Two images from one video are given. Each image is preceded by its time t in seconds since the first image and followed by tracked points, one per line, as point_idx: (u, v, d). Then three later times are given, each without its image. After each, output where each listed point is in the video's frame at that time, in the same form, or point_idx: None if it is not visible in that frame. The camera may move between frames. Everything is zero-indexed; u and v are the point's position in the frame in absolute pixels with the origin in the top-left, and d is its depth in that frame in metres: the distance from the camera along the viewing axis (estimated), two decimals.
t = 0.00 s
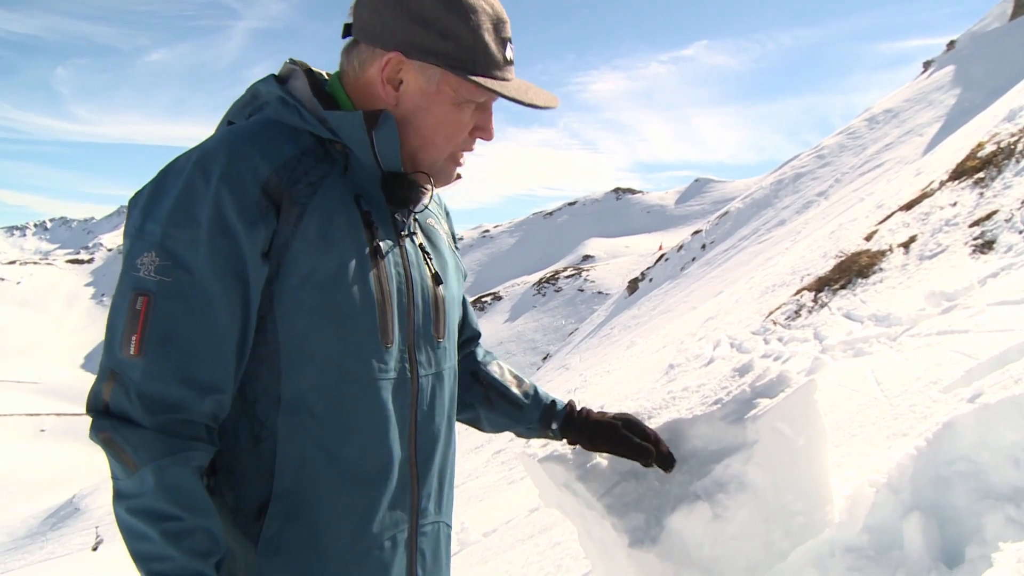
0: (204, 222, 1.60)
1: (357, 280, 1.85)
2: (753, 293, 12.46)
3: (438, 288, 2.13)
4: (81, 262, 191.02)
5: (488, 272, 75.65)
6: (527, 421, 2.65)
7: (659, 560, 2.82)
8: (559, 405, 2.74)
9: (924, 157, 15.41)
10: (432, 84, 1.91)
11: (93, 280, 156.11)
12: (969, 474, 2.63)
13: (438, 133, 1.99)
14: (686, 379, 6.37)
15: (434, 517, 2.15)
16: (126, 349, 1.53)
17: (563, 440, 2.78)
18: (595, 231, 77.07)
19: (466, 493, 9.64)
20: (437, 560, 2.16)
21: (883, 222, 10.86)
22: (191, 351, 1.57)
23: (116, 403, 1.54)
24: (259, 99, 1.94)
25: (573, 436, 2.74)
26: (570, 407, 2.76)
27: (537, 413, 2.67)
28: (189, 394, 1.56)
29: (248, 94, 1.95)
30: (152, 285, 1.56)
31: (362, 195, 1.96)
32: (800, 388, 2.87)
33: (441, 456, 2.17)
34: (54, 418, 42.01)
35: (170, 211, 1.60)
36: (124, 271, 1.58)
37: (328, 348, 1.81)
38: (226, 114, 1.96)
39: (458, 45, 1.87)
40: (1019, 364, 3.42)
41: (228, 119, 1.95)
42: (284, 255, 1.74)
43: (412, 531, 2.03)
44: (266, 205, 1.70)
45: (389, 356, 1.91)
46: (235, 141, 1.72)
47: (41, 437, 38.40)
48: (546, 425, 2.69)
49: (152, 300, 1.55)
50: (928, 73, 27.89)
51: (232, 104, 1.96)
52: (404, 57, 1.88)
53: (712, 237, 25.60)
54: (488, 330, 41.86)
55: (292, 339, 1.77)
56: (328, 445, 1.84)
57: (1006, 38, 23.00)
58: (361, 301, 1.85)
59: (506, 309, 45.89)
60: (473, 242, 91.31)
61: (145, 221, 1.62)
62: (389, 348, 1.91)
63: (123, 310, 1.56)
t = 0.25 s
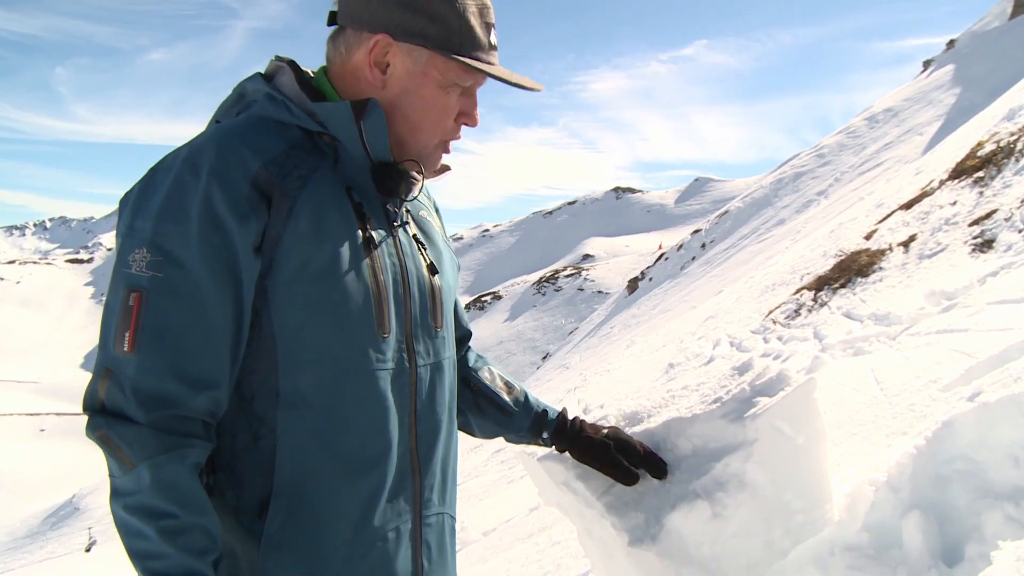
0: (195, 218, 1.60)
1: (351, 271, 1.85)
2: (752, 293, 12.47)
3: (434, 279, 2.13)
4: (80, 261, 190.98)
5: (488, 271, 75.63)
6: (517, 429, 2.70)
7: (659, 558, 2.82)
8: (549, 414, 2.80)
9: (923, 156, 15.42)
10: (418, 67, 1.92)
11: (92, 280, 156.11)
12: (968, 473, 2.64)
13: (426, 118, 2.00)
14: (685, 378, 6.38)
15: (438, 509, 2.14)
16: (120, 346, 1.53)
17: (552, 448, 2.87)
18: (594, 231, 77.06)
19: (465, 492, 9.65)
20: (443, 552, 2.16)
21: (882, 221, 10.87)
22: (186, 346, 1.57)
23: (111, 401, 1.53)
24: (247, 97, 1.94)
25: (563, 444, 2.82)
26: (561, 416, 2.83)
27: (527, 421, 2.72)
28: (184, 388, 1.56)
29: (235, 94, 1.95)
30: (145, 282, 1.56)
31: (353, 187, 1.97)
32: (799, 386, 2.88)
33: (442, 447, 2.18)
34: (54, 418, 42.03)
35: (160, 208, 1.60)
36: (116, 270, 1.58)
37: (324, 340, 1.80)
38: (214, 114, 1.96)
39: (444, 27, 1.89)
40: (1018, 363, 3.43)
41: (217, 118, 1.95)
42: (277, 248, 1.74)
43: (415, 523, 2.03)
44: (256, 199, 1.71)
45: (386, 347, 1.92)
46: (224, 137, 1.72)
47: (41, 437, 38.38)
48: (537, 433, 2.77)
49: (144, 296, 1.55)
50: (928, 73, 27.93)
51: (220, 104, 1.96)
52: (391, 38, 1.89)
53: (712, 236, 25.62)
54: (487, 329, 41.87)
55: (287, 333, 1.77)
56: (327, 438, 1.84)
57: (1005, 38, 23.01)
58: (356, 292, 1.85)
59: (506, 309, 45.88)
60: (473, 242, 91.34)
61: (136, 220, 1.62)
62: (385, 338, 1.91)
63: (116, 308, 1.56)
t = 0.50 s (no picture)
0: (191, 211, 1.59)
1: (348, 265, 1.85)
2: (752, 290, 12.46)
3: (431, 273, 2.13)
4: (80, 259, 190.94)
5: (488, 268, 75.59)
6: (514, 434, 2.68)
7: (659, 554, 2.83)
8: (548, 422, 2.79)
9: (924, 153, 15.40)
10: (413, 60, 1.92)
11: (93, 277, 156.10)
12: (969, 470, 2.64)
13: (422, 111, 1.98)
14: (686, 375, 6.37)
15: (438, 504, 2.14)
16: (117, 340, 1.53)
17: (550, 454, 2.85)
18: (595, 228, 77.03)
19: (466, 489, 9.65)
20: (443, 548, 2.15)
21: (883, 218, 10.85)
22: (182, 339, 1.56)
23: (108, 395, 1.53)
24: (242, 94, 1.94)
25: (560, 451, 2.81)
26: (560, 423, 2.82)
27: (525, 427, 2.70)
28: (182, 381, 1.56)
29: (231, 90, 1.94)
30: (141, 275, 1.55)
31: (349, 182, 1.96)
32: (799, 383, 2.87)
33: (441, 441, 2.17)
34: (54, 415, 42.06)
35: (156, 202, 1.60)
36: (112, 264, 1.58)
37: (321, 334, 1.80)
38: (210, 111, 1.96)
39: (438, 20, 1.89)
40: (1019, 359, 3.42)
41: (213, 115, 1.94)
42: (274, 241, 1.73)
43: (414, 518, 2.03)
44: (253, 192, 1.70)
45: (383, 341, 1.91)
46: (220, 131, 1.72)
47: (41, 434, 38.39)
48: (534, 440, 2.74)
49: (140, 290, 1.55)
50: (928, 70, 27.88)
51: (215, 101, 1.96)
52: (386, 31, 1.89)
53: (712, 233, 25.60)
54: (487, 326, 41.87)
55: (284, 327, 1.76)
56: (325, 433, 1.83)
57: (1006, 34, 22.96)
58: (353, 286, 1.85)
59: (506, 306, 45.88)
60: (473, 239, 91.34)
61: (132, 214, 1.62)
62: (383, 332, 1.90)
63: (113, 302, 1.55)
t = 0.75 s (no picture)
0: (189, 209, 1.59)
1: (345, 266, 1.84)
2: (752, 289, 12.46)
3: (431, 276, 2.12)
4: (79, 257, 190.78)
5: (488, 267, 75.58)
6: (512, 437, 2.68)
7: (657, 555, 2.80)
8: (546, 424, 2.78)
9: (924, 153, 15.40)
10: (399, 52, 1.90)
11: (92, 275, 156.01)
12: (969, 470, 2.64)
13: (405, 105, 1.95)
14: (685, 375, 6.37)
15: (433, 507, 2.13)
16: (113, 336, 1.52)
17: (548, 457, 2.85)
18: (594, 227, 76.96)
19: (465, 489, 9.65)
20: (438, 550, 2.15)
21: (882, 218, 10.85)
22: (178, 337, 1.56)
23: (105, 391, 1.53)
24: (246, 93, 1.94)
25: (557, 453, 2.80)
26: (557, 425, 2.82)
27: (523, 430, 2.70)
28: (177, 380, 1.55)
29: (235, 89, 1.95)
30: (138, 272, 1.55)
31: (349, 183, 1.96)
32: (799, 383, 2.87)
33: (438, 444, 2.16)
34: (53, 413, 42.03)
35: (155, 199, 1.59)
36: (110, 261, 1.57)
37: (318, 335, 1.79)
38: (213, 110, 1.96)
39: (428, 15, 1.87)
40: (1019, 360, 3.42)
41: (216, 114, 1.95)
42: (271, 242, 1.72)
43: (409, 521, 2.02)
44: (250, 191, 1.69)
45: (380, 342, 1.90)
46: (220, 130, 1.72)
47: (40, 432, 38.37)
48: (533, 442, 2.74)
49: (137, 287, 1.54)
50: (928, 69, 27.87)
51: (219, 100, 1.96)
52: (376, 21, 1.89)
53: (712, 232, 25.60)
54: (487, 325, 41.88)
55: (281, 327, 1.75)
56: (321, 434, 1.82)
57: (1006, 34, 22.96)
58: (351, 287, 1.84)
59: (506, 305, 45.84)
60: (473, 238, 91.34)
61: (131, 211, 1.61)
62: (380, 334, 1.90)
63: (109, 298, 1.55)
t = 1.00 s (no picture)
0: (196, 215, 1.60)
1: (351, 276, 1.85)
2: (754, 297, 12.47)
3: (438, 286, 2.13)
4: (83, 262, 191.34)
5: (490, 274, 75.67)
6: (514, 447, 2.68)
7: (659, 564, 2.80)
8: (549, 435, 2.79)
9: (925, 160, 15.42)
10: (359, 19, 2.01)
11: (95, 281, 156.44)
12: (972, 480, 2.62)
13: (369, 58, 1.97)
14: (687, 383, 6.38)
15: (436, 518, 2.14)
16: (118, 341, 1.53)
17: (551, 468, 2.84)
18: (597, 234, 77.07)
19: (467, 496, 9.65)
20: (440, 562, 2.15)
21: (884, 225, 10.87)
22: (182, 343, 1.57)
23: (109, 396, 1.53)
24: (256, 101, 1.97)
25: (561, 464, 2.79)
26: (561, 436, 2.82)
27: (525, 440, 2.71)
28: (182, 386, 1.56)
29: (246, 97, 1.98)
30: (144, 278, 1.56)
31: (356, 192, 1.97)
32: (802, 392, 2.87)
33: (442, 455, 2.17)
34: (55, 419, 42.10)
35: (163, 205, 1.61)
36: (118, 265, 1.59)
37: (324, 344, 1.80)
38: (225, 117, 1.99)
39: None
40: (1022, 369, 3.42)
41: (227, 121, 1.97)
42: (277, 250, 1.74)
43: (411, 532, 2.02)
44: (257, 199, 1.71)
45: (386, 352, 1.91)
46: (229, 138, 1.74)
47: (43, 438, 38.43)
48: (535, 453, 2.74)
49: (143, 293, 1.55)
50: (930, 77, 27.94)
51: (231, 107, 1.99)
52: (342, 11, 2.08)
53: (714, 239, 25.63)
54: (489, 331, 41.91)
55: (286, 335, 1.76)
56: (325, 443, 1.83)
57: (1007, 42, 23.02)
58: (357, 296, 1.85)
59: (508, 312, 45.86)
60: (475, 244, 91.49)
61: (139, 216, 1.63)
62: (386, 343, 1.90)
63: (115, 303, 1.56)
